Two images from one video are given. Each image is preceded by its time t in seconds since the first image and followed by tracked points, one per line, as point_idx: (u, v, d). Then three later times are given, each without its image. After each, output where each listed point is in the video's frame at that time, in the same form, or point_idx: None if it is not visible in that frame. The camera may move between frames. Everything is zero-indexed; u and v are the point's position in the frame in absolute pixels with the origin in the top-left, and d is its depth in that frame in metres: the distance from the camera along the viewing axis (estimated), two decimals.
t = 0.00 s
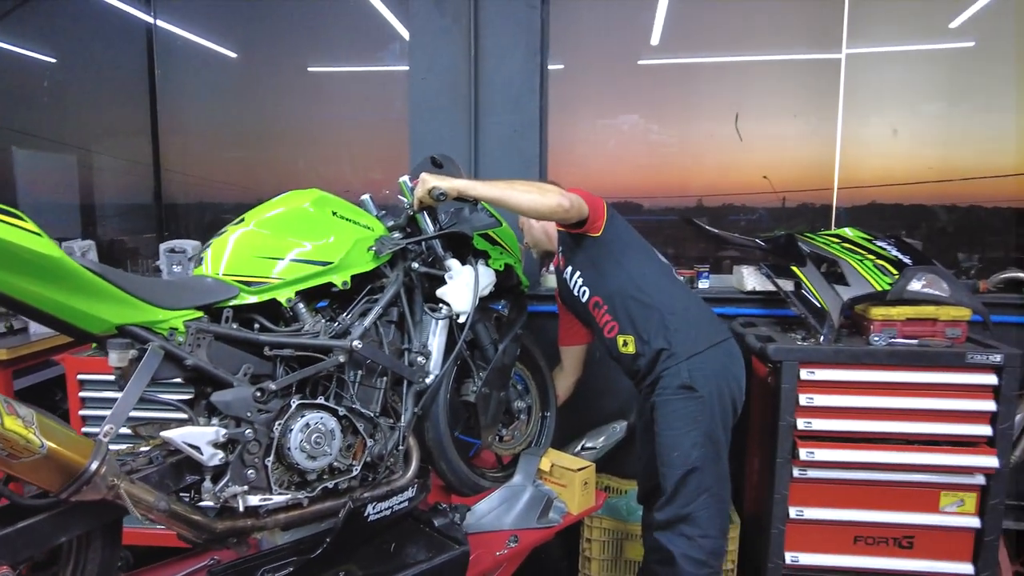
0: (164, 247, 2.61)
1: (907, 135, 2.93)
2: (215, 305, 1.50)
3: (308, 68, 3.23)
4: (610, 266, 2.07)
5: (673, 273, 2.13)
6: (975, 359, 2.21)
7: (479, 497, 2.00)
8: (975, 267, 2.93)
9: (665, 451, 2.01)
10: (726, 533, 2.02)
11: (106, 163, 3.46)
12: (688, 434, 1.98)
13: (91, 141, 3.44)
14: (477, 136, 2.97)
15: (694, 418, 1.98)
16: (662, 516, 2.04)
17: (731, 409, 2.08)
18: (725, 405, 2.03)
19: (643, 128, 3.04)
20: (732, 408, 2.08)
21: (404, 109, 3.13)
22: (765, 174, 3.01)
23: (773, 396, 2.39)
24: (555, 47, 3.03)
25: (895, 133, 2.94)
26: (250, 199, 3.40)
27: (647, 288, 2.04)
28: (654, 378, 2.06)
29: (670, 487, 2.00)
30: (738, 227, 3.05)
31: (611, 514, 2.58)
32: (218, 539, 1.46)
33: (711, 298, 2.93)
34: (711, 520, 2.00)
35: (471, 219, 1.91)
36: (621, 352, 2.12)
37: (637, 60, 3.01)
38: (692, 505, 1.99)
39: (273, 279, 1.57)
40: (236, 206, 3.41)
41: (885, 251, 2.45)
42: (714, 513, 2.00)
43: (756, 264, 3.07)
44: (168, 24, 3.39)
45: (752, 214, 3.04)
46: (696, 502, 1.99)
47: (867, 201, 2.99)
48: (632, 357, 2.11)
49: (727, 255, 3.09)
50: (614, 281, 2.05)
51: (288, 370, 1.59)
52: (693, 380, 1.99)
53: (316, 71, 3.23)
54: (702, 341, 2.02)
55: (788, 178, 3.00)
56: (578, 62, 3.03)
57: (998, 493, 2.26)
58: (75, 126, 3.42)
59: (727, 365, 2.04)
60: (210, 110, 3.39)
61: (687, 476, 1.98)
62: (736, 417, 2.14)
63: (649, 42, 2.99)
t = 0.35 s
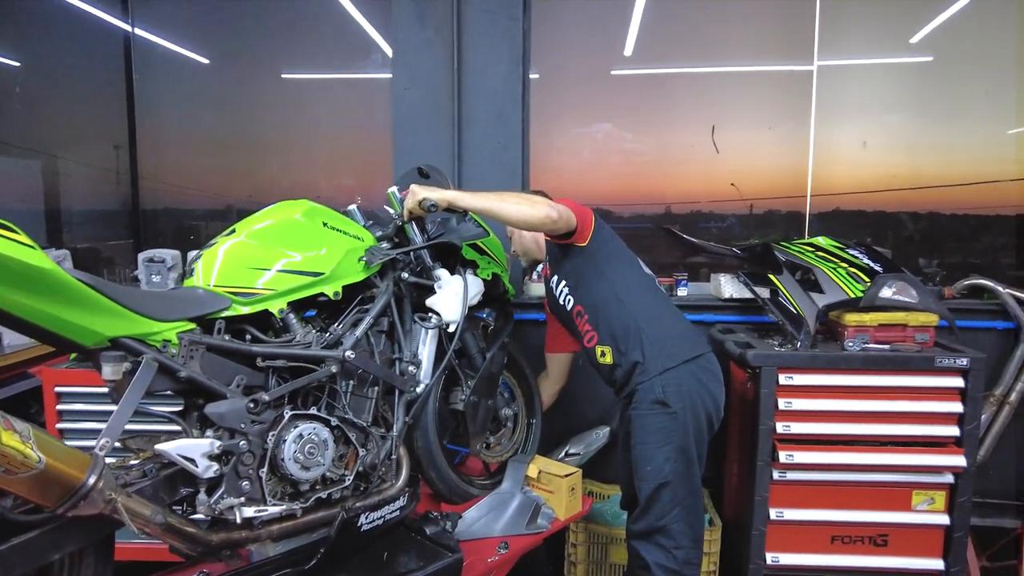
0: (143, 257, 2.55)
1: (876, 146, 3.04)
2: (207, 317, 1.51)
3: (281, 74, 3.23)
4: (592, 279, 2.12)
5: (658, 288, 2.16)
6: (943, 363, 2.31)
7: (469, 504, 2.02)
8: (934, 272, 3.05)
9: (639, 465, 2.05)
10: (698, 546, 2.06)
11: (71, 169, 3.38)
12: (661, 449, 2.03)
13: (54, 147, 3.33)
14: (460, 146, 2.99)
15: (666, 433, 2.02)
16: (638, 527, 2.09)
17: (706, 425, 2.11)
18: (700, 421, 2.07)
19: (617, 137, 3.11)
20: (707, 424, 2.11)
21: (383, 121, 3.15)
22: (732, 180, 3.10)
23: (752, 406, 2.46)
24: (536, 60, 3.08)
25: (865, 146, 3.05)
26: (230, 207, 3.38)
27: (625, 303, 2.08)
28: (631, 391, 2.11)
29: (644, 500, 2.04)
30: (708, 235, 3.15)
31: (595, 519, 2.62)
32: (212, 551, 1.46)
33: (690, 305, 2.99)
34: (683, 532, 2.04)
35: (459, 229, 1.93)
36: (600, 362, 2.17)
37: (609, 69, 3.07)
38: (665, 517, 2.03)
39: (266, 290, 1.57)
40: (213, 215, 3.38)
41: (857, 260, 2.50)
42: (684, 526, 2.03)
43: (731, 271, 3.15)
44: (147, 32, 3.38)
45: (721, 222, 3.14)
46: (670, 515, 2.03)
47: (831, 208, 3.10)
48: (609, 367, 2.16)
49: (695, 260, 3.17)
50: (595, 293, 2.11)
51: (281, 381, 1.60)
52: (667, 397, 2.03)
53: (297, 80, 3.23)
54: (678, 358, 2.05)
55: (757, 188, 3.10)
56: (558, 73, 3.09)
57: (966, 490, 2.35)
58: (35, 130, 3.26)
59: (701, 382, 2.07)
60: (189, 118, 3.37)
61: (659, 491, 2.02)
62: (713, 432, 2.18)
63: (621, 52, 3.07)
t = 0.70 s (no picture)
0: (130, 263, 2.50)
1: (862, 156, 3.09)
2: (209, 313, 1.46)
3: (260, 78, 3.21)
4: (596, 284, 2.11)
5: (661, 295, 2.16)
6: (933, 367, 2.33)
7: (469, 504, 1.98)
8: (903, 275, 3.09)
9: (646, 470, 2.02)
10: (703, 551, 2.05)
11: (42, 172, 3.07)
12: (666, 455, 2.00)
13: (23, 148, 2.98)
14: (456, 153, 2.98)
15: (672, 440, 2.01)
16: (642, 533, 2.07)
17: (710, 431, 2.10)
18: (704, 427, 2.06)
19: (595, 144, 3.11)
20: (711, 429, 2.10)
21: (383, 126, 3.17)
22: (703, 186, 3.12)
23: (748, 411, 2.44)
24: (531, 68, 3.07)
25: (852, 155, 3.09)
26: (219, 214, 3.32)
27: (630, 309, 2.07)
28: (635, 399, 2.09)
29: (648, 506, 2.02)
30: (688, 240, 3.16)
31: (593, 525, 2.59)
32: (214, 554, 1.42)
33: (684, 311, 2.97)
34: (688, 536, 2.02)
35: (461, 225, 1.89)
36: (603, 367, 2.16)
37: (590, 77, 3.07)
38: (670, 522, 2.01)
39: (270, 285, 1.53)
40: (184, 220, 3.35)
41: (848, 266, 2.54)
42: (690, 530, 2.02)
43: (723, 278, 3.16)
44: (134, 39, 3.31)
45: (699, 227, 3.15)
46: (675, 519, 2.01)
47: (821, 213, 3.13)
48: (612, 372, 2.15)
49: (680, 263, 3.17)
50: (600, 298, 2.09)
51: (283, 379, 1.56)
52: (673, 403, 2.01)
53: (290, 87, 3.21)
54: (682, 365, 2.04)
55: (726, 192, 3.12)
56: (553, 80, 3.08)
57: (956, 491, 2.37)
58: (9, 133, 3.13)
59: (705, 389, 2.06)
60: (177, 124, 3.31)
61: (664, 496, 2.01)
62: (716, 437, 2.16)
63: (603, 60, 3.06)
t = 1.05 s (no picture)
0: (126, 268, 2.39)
1: (858, 162, 3.05)
2: (190, 287, 1.39)
3: (247, 82, 3.14)
4: (603, 284, 2.04)
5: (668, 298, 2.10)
6: (934, 371, 2.27)
7: (462, 493, 1.91)
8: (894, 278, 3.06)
9: (653, 478, 1.96)
10: (709, 557, 1.99)
11: (22, 177, 3.08)
12: (674, 462, 1.95)
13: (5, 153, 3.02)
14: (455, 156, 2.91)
15: (681, 448, 1.96)
16: (650, 541, 2.00)
17: (715, 437, 2.05)
18: (711, 435, 2.02)
19: (584, 149, 3.03)
20: (716, 435, 2.05)
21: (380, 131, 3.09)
22: (688, 192, 3.06)
23: (749, 418, 2.37)
24: (528, 70, 2.99)
25: (847, 160, 3.05)
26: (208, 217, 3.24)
27: (639, 311, 2.01)
28: (640, 406, 2.03)
29: (656, 514, 1.95)
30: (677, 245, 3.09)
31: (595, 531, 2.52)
32: (194, 543, 1.34)
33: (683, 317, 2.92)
34: (695, 544, 1.97)
35: (454, 205, 1.84)
36: (605, 368, 2.09)
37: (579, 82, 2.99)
38: (678, 531, 1.95)
39: (254, 261, 1.46)
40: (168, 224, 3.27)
41: (845, 270, 2.48)
42: (697, 539, 1.97)
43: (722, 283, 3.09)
44: (124, 44, 3.22)
45: (688, 233, 3.08)
46: (683, 527, 1.95)
47: (819, 217, 3.08)
48: (615, 374, 2.08)
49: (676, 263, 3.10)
50: (608, 298, 2.02)
51: (269, 359, 1.49)
52: (682, 411, 1.96)
53: (282, 92, 3.13)
54: (690, 371, 1.99)
55: (711, 200, 3.06)
56: (550, 84, 3.00)
57: (957, 493, 2.31)
58: None
59: (712, 395, 2.02)
60: (166, 129, 3.23)
61: (672, 504, 1.94)
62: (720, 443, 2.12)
63: (593, 66, 2.99)
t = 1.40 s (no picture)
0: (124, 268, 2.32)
1: (855, 162, 3.02)
2: (169, 271, 1.36)
3: (244, 86, 3.08)
4: (603, 282, 2.00)
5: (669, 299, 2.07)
6: (930, 372, 2.24)
7: (451, 487, 1.86)
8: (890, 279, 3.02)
9: (650, 482, 1.92)
10: (707, 561, 1.95)
11: (18, 181, 3.14)
12: (672, 466, 1.91)
13: None
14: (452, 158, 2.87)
15: (679, 452, 1.92)
16: (646, 546, 1.95)
17: (712, 440, 2.02)
18: (709, 439, 1.99)
19: (581, 151, 3.00)
20: (714, 438, 2.02)
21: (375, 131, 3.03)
22: (683, 194, 3.02)
23: (747, 420, 2.33)
24: (525, 71, 2.95)
25: (843, 162, 3.02)
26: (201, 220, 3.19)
27: (639, 310, 1.98)
28: (638, 409, 1.99)
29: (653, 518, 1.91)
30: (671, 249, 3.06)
31: (593, 534, 2.49)
32: (172, 533, 1.29)
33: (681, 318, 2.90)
34: (693, 548, 1.93)
35: (444, 190, 1.81)
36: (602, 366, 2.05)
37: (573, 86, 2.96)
38: (675, 535, 1.91)
39: (233, 243, 1.43)
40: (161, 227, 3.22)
41: (842, 272, 2.44)
42: (694, 544, 1.93)
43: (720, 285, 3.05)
44: (119, 46, 3.18)
45: (685, 235, 3.05)
46: (680, 532, 1.91)
47: (816, 218, 3.05)
48: (611, 372, 2.05)
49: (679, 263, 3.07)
50: (608, 297, 1.98)
51: (250, 346, 1.45)
52: (681, 414, 1.93)
53: (278, 95, 3.06)
54: (689, 374, 1.96)
55: (705, 201, 3.03)
56: (547, 85, 2.96)
57: (953, 494, 2.28)
58: None
59: (709, 398, 1.99)
60: (163, 132, 3.16)
61: (669, 509, 1.90)
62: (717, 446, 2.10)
63: (589, 68, 2.96)
